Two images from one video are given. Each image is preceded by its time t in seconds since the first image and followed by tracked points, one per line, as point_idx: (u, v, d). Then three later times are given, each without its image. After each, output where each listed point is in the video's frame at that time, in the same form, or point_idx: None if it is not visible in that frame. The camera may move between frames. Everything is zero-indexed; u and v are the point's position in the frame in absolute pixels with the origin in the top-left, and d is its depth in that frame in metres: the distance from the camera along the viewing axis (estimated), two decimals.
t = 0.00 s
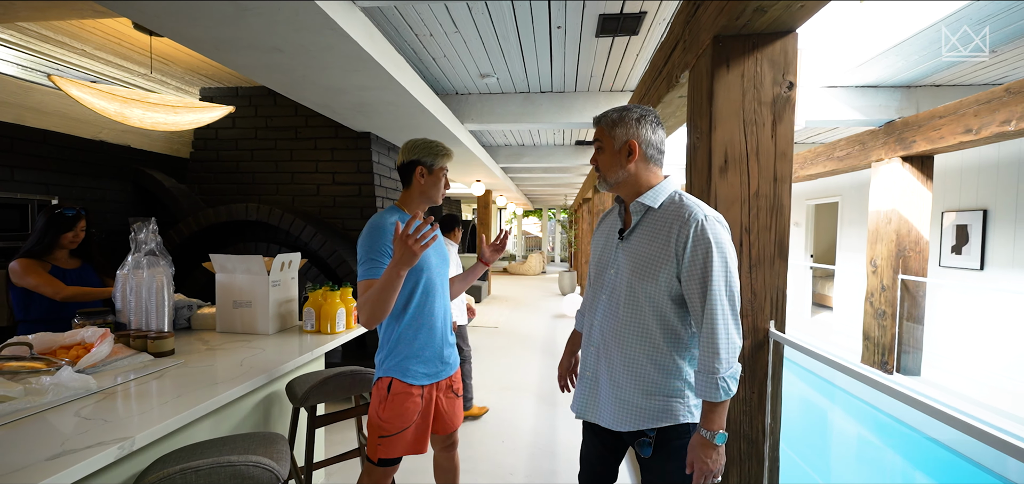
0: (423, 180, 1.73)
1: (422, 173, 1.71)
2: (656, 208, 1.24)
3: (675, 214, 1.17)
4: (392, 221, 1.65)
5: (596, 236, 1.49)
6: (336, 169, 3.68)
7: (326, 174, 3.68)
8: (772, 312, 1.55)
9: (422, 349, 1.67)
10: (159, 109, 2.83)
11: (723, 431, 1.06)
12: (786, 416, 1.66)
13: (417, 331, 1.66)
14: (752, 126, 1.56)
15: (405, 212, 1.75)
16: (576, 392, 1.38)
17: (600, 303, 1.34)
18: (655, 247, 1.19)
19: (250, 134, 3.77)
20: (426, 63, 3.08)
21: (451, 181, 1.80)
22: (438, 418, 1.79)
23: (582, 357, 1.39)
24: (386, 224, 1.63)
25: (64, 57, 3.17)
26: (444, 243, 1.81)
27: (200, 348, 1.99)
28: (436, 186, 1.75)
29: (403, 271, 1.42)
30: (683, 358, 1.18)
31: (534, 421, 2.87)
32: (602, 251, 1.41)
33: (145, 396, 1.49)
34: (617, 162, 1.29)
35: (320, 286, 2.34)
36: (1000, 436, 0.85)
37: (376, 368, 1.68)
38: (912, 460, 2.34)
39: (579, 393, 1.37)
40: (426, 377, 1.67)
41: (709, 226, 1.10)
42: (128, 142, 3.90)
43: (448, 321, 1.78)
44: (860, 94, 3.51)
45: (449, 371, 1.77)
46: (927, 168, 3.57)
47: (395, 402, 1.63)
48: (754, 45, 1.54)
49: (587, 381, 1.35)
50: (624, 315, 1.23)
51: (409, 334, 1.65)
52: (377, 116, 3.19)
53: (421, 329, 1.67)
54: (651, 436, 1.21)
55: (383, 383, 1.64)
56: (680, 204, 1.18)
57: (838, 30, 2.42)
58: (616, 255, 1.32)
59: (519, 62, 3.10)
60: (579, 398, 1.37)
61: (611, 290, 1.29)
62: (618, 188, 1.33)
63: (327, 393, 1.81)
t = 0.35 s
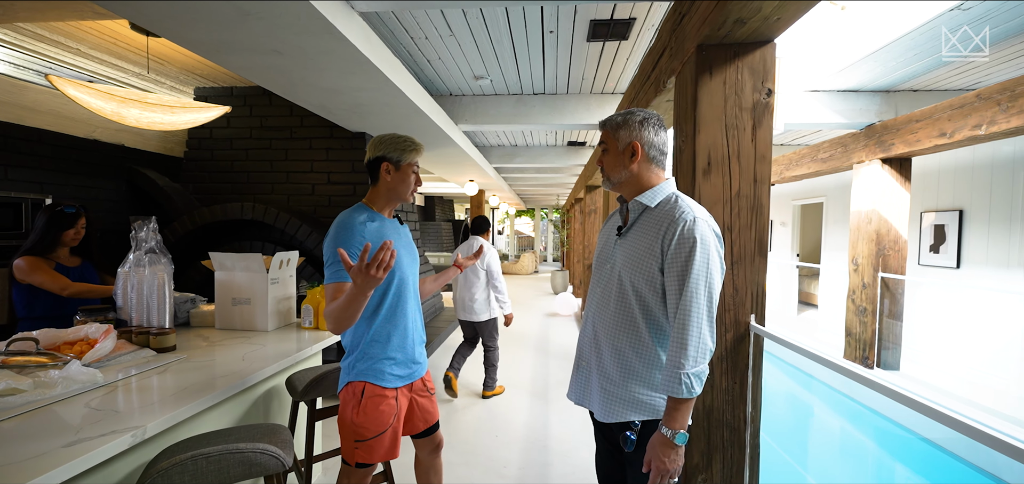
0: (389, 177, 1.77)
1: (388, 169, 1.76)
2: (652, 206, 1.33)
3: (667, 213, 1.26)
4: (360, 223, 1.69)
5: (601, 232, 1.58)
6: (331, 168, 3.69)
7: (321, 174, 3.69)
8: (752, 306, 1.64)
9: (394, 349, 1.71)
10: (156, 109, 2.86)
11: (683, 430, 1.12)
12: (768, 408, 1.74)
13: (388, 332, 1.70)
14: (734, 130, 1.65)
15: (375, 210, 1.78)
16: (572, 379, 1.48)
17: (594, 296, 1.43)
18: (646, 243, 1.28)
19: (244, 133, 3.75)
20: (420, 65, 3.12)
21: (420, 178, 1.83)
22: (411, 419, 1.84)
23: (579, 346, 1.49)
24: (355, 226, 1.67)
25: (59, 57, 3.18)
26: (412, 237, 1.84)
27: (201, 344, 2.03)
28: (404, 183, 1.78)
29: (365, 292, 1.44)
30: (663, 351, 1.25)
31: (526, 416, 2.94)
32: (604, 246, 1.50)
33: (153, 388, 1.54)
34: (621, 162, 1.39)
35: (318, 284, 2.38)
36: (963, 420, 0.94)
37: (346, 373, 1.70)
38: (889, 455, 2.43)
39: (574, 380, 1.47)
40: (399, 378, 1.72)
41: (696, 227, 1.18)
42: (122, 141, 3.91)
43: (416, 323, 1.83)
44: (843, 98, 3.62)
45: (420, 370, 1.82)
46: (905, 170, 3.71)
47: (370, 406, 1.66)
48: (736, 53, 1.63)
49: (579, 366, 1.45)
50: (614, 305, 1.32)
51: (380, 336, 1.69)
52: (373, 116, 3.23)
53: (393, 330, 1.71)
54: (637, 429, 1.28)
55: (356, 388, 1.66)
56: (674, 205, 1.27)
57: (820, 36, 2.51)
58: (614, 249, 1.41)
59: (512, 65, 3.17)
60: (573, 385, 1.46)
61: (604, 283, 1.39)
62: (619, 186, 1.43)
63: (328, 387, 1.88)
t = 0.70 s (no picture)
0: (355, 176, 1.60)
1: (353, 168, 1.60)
2: (649, 208, 1.39)
3: (664, 214, 1.32)
4: (339, 224, 1.51)
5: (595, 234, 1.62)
6: (316, 168, 3.63)
7: (306, 174, 3.63)
8: (739, 305, 1.70)
9: (373, 353, 1.54)
10: (136, 107, 2.77)
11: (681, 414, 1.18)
12: (754, 404, 1.80)
13: (367, 334, 1.53)
14: (722, 135, 1.70)
15: (349, 210, 1.57)
16: (565, 374, 1.51)
17: (590, 293, 1.47)
18: (644, 242, 1.33)
19: (226, 132, 3.66)
20: (409, 65, 3.11)
21: (381, 172, 1.53)
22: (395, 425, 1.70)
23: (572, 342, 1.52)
24: (332, 226, 1.50)
25: (29, 50, 3.05)
26: (403, 243, 1.63)
27: (186, 349, 1.99)
28: (363, 181, 1.55)
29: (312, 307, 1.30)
30: (659, 345, 1.29)
31: (515, 416, 2.96)
32: (599, 245, 1.55)
33: (144, 393, 1.51)
34: (624, 164, 1.43)
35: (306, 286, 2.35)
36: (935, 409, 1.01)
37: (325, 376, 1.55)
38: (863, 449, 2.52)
39: (568, 375, 1.50)
40: (379, 384, 1.55)
41: (693, 226, 1.24)
42: (96, 139, 3.77)
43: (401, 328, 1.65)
44: (821, 103, 3.74)
45: (405, 376, 1.65)
46: (878, 173, 3.86)
47: (348, 411, 1.50)
48: (724, 61, 1.68)
49: (575, 362, 1.48)
50: (610, 301, 1.37)
51: (357, 339, 1.52)
52: (360, 116, 3.20)
53: (374, 334, 1.55)
54: (634, 426, 1.31)
55: (333, 391, 1.51)
56: (670, 207, 1.33)
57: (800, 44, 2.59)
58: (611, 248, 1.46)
59: (501, 67, 3.19)
60: (567, 379, 1.49)
61: (601, 281, 1.43)
62: (621, 186, 1.47)
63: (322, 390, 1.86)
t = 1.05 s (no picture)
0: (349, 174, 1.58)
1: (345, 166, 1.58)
2: (637, 206, 1.43)
3: (655, 212, 1.37)
4: (327, 220, 1.46)
5: (580, 235, 1.65)
6: (286, 164, 3.49)
7: (275, 170, 3.48)
8: (719, 301, 1.77)
9: (362, 351, 1.50)
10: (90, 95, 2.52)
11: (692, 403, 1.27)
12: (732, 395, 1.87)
13: (356, 332, 1.49)
14: (703, 136, 1.77)
15: (339, 206, 1.52)
16: (562, 375, 1.53)
17: (584, 294, 1.50)
18: (637, 241, 1.38)
19: (186, 124, 3.45)
20: (386, 60, 3.05)
21: (369, 168, 1.51)
22: (384, 428, 1.64)
23: (566, 343, 1.55)
24: (321, 222, 1.45)
25: None
26: (393, 241, 1.59)
27: (152, 354, 1.87)
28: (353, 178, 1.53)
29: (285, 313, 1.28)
30: (659, 339, 1.35)
31: (495, 414, 2.96)
32: (587, 246, 1.57)
33: (115, 401, 1.42)
34: (617, 163, 1.45)
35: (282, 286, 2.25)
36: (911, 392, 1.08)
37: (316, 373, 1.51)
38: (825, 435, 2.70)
39: (565, 376, 1.53)
40: (369, 383, 1.50)
41: (682, 224, 1.30)
42: (38, 129, 3.48)
43: (393, 326, 1.60)
44: (783, 108, 3.94)
45: (397, 376, 1.60)
46: (833, 176, 4.11)
47: (336, 408, 1.46)
48: (706, 65, 1.74)
49: (574, 364, 1.51)
50: (608, 302, 1.40)
51: (346, 337, 1.48)
52: (334, 111, 3.10)
53: (363, 331, 1.50)
54: (630, 416, 1.36)
55: (322, 388, 1.47)
56: (659, 205, 1.38)
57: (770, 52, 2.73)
58: (601, 248, 1.49)
59: (480, 65, 3.18)
60: (565, 380, 1.52)
61: (595, 281, 1.46)
62: (613, 186, 1.48)
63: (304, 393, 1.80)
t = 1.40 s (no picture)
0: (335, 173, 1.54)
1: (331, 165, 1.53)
2: (626, 202, 1.50)
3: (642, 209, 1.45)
4: (317, 221, 1.41)
5: (566, 233, 1.72)
6: (249, 160, 3.34)
7: (237, 166, 3.32)
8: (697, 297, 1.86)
9: (351, 352, 1.48)
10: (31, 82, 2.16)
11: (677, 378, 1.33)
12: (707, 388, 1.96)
13: (345, 333, 1.46)
14: (682, 139, 1.84)
15: (326, 207, 1.47)
16: (561, 369, 1.61)
17: (578, 291, 1.58)
18: (627, 238, 1.46)
19: (137, 116, 3.21)
20: (359, 54, 2.97)
21: (356, 170, 1.47)
22: (370, 432, 1.60)
23: (563, 338, 1.63)
24: (308, 223, 1.40)
25: None
26: (381, 240, 1.58)
27: (112, 362, 1.74)
28: (340, 178, 1.49)
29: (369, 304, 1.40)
30: (652, 325, 1.45)
31: (472, 414, 2.96)
32: (576, 244, 1.64)
33: (81, 414, 1.32)
34: (611, 161, 1.51)
35: (253, 288, 2.15)
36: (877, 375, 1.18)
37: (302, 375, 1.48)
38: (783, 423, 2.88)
39: (564, 370, 1.60)
40: (357, 385, 1.48)
41: (670, 214, 1.39)
42: None
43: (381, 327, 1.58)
44: (743, 114, 4.14)
45: (384, 378, 1.58)
46: (788, 178, 4.38)
47: (322, 410, 1.42)
48: (684, 71, 1.82)
49: (572, 357, 1.59)
50: (603, 297, 1.48)
51: (337, 339, 1.45)
52: (304, 106, 2.99)
53: (352, 332, 1.48)
54: (621, 411, 1.45)
55: (308, 389, 1.43)
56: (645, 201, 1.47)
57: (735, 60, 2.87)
58: (591, 246, 1.57)
59: (455, 63, 3.15)
60: (564, 374, 1.60)
61: (589, 278, 1.54)
62: (603, 183, 1.54)
63: (283, 399, 1.73)
